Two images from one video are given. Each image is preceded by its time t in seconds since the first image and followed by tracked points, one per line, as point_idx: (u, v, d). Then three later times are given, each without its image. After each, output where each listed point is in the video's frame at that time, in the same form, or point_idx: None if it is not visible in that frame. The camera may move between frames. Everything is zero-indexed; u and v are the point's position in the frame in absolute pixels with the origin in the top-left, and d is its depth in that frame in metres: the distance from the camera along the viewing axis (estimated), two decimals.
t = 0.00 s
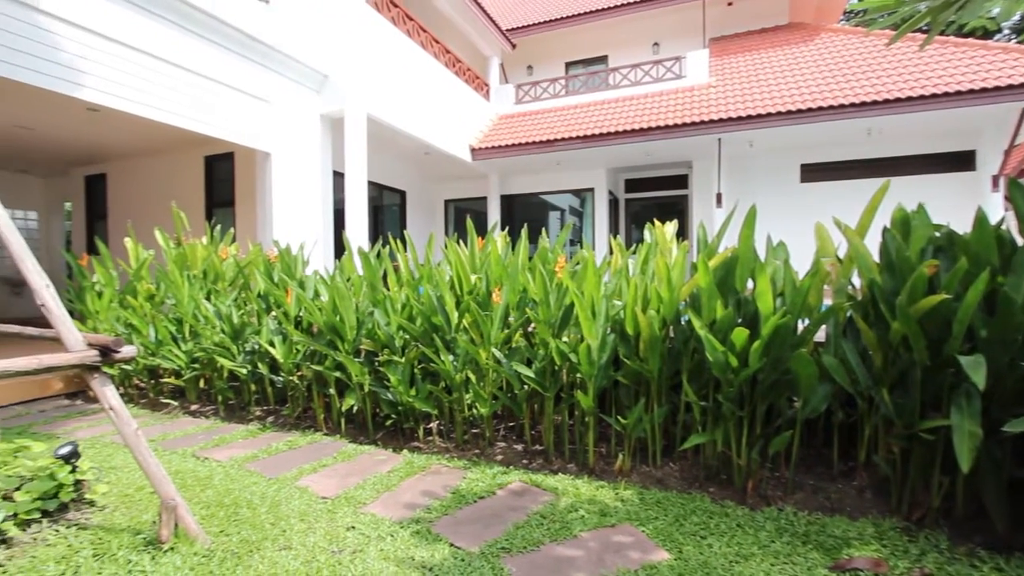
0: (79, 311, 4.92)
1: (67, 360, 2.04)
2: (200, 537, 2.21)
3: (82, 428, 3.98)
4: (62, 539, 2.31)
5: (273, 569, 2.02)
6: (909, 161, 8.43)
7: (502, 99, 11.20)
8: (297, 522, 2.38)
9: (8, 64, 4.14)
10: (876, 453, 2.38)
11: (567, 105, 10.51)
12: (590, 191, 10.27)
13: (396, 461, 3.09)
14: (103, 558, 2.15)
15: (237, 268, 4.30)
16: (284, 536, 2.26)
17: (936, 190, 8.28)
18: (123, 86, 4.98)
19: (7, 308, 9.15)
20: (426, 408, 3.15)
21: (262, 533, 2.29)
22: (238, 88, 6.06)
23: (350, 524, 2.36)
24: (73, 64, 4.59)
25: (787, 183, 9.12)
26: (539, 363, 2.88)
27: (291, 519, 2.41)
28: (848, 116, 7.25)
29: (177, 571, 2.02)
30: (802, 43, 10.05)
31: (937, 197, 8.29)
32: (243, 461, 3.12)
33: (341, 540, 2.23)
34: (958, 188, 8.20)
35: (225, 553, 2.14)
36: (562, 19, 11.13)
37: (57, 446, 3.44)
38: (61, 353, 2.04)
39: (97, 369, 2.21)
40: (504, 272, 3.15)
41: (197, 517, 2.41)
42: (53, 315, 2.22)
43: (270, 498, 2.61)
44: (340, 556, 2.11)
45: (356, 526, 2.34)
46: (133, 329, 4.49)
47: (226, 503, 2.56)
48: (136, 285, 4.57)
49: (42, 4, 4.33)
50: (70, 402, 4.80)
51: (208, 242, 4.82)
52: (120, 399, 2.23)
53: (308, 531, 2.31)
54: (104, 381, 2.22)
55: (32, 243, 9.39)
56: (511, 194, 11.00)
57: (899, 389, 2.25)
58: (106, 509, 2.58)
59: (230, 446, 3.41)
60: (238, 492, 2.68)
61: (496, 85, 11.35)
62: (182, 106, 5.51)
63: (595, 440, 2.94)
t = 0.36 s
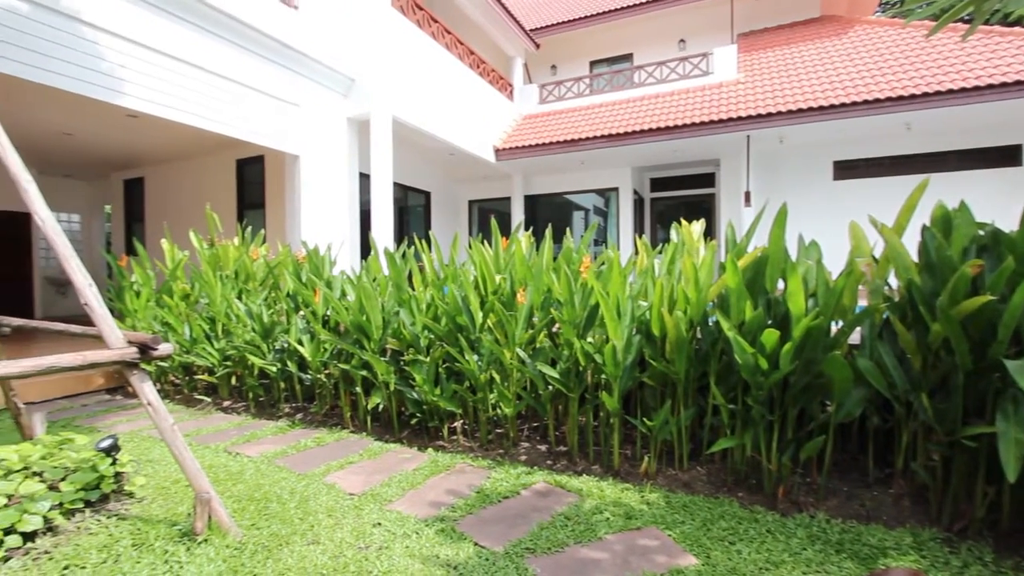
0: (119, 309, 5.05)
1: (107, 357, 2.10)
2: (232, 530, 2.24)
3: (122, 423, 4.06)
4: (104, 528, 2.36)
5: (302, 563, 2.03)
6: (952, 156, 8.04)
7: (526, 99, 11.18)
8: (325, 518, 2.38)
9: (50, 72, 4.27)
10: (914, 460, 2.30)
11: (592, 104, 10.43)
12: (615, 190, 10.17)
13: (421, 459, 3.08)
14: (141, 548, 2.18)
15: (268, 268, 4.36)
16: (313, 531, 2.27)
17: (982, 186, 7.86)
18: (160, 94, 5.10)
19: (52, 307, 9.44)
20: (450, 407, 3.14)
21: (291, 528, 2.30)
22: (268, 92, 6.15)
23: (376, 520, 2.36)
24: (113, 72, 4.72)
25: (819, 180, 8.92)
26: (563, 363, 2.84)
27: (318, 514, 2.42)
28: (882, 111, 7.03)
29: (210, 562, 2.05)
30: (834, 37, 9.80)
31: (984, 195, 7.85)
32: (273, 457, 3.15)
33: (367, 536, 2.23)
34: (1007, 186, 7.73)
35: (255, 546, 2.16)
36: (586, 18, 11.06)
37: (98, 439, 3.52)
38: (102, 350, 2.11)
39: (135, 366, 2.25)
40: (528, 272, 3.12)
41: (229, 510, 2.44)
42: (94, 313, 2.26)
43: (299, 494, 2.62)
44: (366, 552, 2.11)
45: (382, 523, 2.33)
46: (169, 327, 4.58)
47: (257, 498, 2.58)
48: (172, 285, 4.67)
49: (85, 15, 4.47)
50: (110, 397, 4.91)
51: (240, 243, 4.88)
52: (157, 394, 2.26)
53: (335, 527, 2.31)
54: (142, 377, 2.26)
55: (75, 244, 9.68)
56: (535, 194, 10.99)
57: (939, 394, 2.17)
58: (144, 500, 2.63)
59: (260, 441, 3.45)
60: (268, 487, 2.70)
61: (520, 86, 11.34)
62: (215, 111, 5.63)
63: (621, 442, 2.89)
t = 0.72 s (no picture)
0: (160, 308, 5.18)
1: (148, 354, 2.14)
2: (266, 523, 2.25)
3: (162, 417, 4.15)
4: (146, 518, 2.40)
5: (332, 558, 2.03)
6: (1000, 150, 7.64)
7: (553, 99, 11.13)
8: (354, 513, 2.38)
9: (95, 81, 4.39)
10: (960, 469, 2.20)
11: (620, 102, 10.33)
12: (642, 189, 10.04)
13: (448, 458, 3.07)
14: (180, 538, 2.21)
15: (299, 268, 4.39)
16: (342, 526, 2.27)
17: None
18: (198, 100, 5.20)
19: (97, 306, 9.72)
20: (477, 407, 3.12)
21: (322, 523, 2.30)
22: (301, 97, 6.23)
23: (404, 518, 2.35)
24: (155, 81, 4.84)
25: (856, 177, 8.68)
26: (591, 364, 2.80)
27: (348, 510, 2.42)
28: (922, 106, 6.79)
29: (245, 554, 2.06)
30: (871, 29, 9.50)
31: None
32: (304, 453, 3.17)
33: (395, 533, 2.22)
34: None
35: (287, 540, 2.16)
36: (614, 16, 10.96)
37: (140, 433, 3.61)
38: (144, 347, 2.15)
39: (175, 362, 2.28)
40: (555, 272, 3.08)
41: (263, 504, 2.46)
42: (138, 310, 2.30)
43: (329, 490, 2.63)
44: (394, 548, 2.10)
45: (410, 520, 2.32)
46: (206, 326, 4.66)
47: (289, 492, 2.60)
48: (209, 285, 4.77)
49: (129, 26, 4.60)
50: (151, 392, 5.02)
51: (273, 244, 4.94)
52: (196, 390, 2.26)
53: (365, 522, 2.31)
54: (181, 373, 2.28)
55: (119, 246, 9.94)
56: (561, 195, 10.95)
57: (987, 401, 2.07)
58: (183, 492, 2.67)
59: (292, 438, 3.48)
60: (300, 482, 2.72)
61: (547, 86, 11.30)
62: (251, 116, 5.72)
63: (649, 445, 2.84)
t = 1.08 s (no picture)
0: (198, 307, 5.29)
1: (188, 351, 2.16)
2: (299, 517, 2.26)
3: (200, 412, 4.21)
4: (185, 509, 2.43)
5: (362, 553, 2.02)
6: None
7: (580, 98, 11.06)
8: (383, 509, 2.37)
9: (136, 89, 4.51)
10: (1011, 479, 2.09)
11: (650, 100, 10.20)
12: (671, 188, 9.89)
13: (475, 457, 3.04)
14: (218, 529, 2.23)
15: (330, 268, 4.41)
16: (372, 522, 2.26)
17: None
18: (236, 106, 5.29)
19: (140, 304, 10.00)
20: (504, 406, 3.09)
21: (352, 518, 2.30)
22: (334, 101, 6.30)
23: (432, 515, 2.33)
24: (194, 87, 4.94)
25: (895, 173, 8.40)
26: (619, 365, 2.74)
27: (378, 506, 2.41)
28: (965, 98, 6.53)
29: (279, 547, 2.07)
30: (911, 20, 9.18)
31: None
32: (335, 449, 3.18)
33: (423, 530, 2.20)
34: None
35: (319, 534, 2.17)
36: (642, 12, 10.81)
37: (179, 427, 3.68)
38: (183, 343, 2.18)
39: (214, 359, 2.30)
40: (582, 272, 3.03)
41: (295, 499, 2.47)
42: (178, 309, 2.32)
43: (359, 486, 2.63)
44: (423, 545, 2.08)
45: (438, 518, 2.30)
46: (242, 324, 4.73)
47: (320, 488, 2.60)
48: (244, 284, 4.84)
49: (169, 34, 4.71)
50: (189, 388, 5.12)
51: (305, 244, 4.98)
52: (233, 387, 2.29)
53: (393, 519, 2.30)
54: (220, 370, 2.30)
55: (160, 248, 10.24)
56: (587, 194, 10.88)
57: None
58: (220, 485, 2.70)
59: (324, 434, 3.50)
60: (331, 477, 2.73)
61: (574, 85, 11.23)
62: (286, 121, 5.80)
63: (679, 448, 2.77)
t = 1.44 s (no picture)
0: (229, 306, 5.37)
1: (221, 349, 2.17)
2: (327, 513, 2.25)
3: (232, 409, 4.26)
4: (218, 502, 2.45)
5: (388, 549, 2.01)
6: None
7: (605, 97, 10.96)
8: (409, 507, 2.36)
9: (172, 95, 4.59)
10: None
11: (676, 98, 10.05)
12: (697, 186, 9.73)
13: (500, 457, 3.01)
14: (249, 523, 2.24)
15: (357, 268, 4.42)
16: (397, 520, 2.25)
17: None
18: (267, 110, 5.35)
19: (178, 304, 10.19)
20: (528, 407, 3.05)
21: (378, 515, 2.29)
22: (361, 104, 6.33)
23: (456, 514, 2.30)
24: (228, 93, 5.00)
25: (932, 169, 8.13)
26: (644, 366, 2.68)
27: (403, 504, 2.40)
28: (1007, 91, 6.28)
29: (306, 542, 2.06)
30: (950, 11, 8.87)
31: None
32: (362, 447, 3.18)
33: (448, 529, 2.18)
34: None
35: (347, 530, 2.16)
36: (668, 8, 10.67)
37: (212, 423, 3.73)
38: (217, 342, 2.18)
39: (245, 357, 2.31)
40: (608, 272, 2.98)
41: (323, 495, 2.47)
42: (213, 309, 2.32)
43: (385, 483, 2.62)
44: (448, 544, 2.06)
45: (463, 517, 2.27)
46: (273, 323, 4.79)
47: (348, 484, 2.60)
48: (274, 284, 4.90)
49: (203, 42, 4.78)
50: (222, 384, 5.20)
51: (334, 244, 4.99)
52: (264, 384, 2.29)
53: (418, 517, 2.28)
54: (251, 367, 2.31)
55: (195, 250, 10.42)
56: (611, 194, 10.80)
57: None
58: (252, 480, 2.72)
59: (351, 432, 3.51)
60: (358, 474, 2.72)
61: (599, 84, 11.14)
62: (315, 124, 5.85)
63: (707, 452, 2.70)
